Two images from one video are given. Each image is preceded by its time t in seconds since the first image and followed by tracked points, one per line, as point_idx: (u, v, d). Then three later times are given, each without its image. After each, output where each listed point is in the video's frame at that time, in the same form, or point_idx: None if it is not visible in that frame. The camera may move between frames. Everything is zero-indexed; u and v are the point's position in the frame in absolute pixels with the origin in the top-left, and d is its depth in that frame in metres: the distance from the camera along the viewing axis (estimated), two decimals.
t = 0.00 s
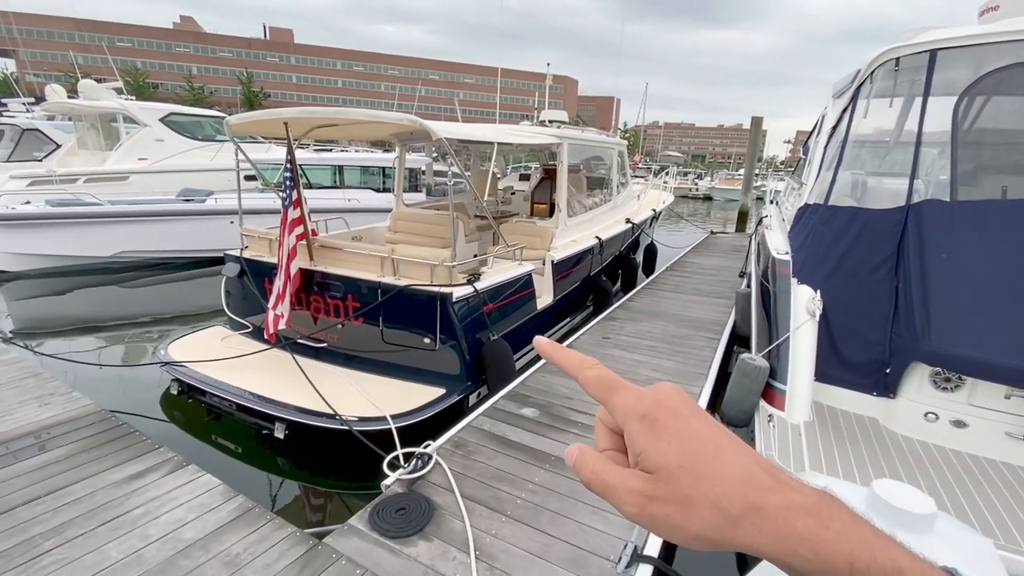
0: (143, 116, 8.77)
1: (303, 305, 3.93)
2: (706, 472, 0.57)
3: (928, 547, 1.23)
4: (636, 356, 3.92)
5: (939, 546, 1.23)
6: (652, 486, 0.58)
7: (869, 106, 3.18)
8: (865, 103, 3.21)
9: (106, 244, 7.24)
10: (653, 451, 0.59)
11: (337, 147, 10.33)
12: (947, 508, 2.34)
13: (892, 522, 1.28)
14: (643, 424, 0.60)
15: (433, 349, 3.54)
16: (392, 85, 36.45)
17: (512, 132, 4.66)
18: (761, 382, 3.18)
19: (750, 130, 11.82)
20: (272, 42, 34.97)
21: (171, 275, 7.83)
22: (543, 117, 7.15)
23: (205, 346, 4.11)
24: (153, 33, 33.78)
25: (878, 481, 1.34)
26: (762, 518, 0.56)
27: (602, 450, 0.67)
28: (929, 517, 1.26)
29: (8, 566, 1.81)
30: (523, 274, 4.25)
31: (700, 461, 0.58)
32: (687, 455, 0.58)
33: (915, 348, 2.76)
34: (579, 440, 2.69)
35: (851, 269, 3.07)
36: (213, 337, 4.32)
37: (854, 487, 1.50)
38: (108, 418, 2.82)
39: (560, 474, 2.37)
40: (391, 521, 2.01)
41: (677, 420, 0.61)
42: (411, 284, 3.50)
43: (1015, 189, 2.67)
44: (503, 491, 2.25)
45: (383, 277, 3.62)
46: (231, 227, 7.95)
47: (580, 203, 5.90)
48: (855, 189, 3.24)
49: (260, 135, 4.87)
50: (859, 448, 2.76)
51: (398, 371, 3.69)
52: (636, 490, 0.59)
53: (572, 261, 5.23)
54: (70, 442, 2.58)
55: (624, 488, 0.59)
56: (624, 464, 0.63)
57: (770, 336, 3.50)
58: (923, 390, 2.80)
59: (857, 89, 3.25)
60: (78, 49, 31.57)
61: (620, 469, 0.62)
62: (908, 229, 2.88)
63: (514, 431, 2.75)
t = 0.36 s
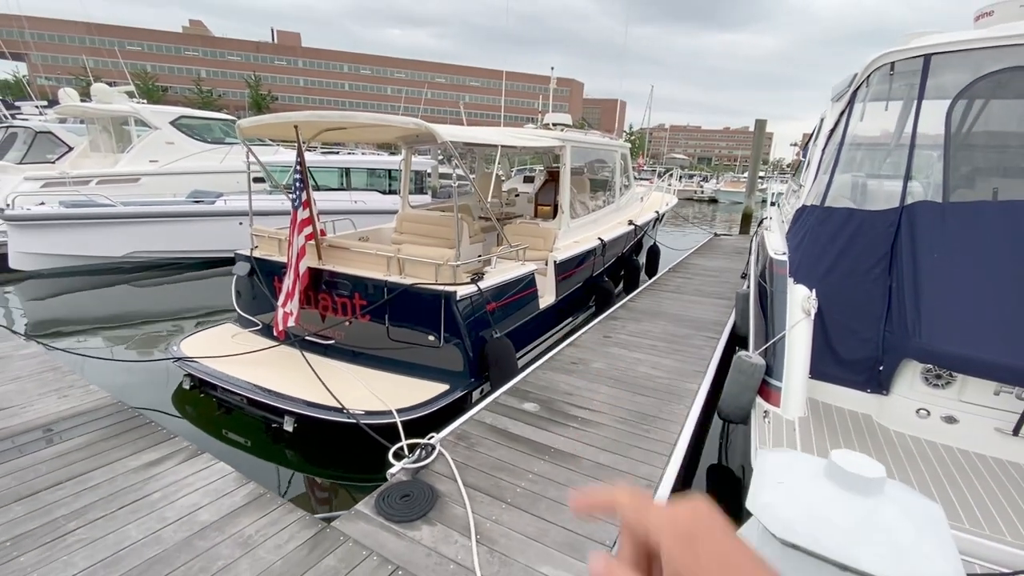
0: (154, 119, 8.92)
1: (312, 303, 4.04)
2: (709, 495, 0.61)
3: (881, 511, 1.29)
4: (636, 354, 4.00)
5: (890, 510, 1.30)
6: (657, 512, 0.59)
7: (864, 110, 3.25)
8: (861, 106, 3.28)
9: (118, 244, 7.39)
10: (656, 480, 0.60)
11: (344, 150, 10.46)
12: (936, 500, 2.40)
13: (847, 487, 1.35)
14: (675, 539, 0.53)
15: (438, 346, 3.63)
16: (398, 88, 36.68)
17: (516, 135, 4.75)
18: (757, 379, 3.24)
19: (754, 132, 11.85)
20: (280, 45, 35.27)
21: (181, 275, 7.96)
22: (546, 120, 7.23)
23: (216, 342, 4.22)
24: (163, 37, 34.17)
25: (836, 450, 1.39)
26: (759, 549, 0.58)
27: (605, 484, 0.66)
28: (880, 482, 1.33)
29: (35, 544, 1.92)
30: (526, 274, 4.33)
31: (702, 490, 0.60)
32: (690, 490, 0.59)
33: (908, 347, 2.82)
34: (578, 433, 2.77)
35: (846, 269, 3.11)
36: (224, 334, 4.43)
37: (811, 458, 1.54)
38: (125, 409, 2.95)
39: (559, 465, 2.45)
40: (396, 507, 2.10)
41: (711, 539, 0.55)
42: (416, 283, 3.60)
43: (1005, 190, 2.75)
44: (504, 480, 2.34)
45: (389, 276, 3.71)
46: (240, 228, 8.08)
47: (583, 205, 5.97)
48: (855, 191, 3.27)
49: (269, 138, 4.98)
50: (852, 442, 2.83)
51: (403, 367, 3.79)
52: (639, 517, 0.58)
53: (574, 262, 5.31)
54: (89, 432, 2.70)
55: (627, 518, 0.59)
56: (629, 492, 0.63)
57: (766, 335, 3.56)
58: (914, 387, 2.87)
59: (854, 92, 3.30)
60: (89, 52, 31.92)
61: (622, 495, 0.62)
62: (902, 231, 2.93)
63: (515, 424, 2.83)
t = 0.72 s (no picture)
0: (161, 121, 9.04)
1: (317, 301, 4.12)
2: None
3: (845, 481, 1.35)
4: (634, 352, 4.06)
5: (854, 480, 1.36)
6: None
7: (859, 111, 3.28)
8: (857, 108, 3.32)
9: (126, 244, 7.49)
10: None
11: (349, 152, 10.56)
12: (926, 493, 2.45)
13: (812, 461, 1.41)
14: None
15: (438, 343, 3.69)
16: (402, 91, 36.87)
17: (517, 136, 4.82)
18: (752, 376, 3.26)
19: (756, 135, 11.90)
20: (286, 48, 35.52)
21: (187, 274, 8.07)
22: (548, 122, 7.31)
23: (223, 339, 4.31)
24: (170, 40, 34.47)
25: (804, 427, 1.45)
26: None
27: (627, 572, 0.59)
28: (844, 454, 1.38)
29: (48, 528, 2.00)
30: (527, 274, 4.40)
31: None
32: None
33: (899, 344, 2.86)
34: (576, 427, 2.83)
35: (840, 268, 3.14)
36: (230, 331, 4.52)
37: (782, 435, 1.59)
38: (134, 402, 3.03)
39: (556, 457, 2.51)
40: (396, 496, 2.17)
41: None
42: (417, 281, 3.66)
43: (998, 190, 2.78)
44: (502, 470, 2.40)
45: (391, 274, 3.77)
46: (245, 228, 8.18)
47: (584, 206, 6.04)
48: (854, 192, 3.28)
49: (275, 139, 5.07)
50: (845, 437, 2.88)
51: (405, 364, 3.85)
52: None
53: (574, 262, 5.37)
54: (100, 423, 2.78)
55: None
56: None
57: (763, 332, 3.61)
58: (906, 384, 2.91)
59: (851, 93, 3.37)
60: (97, 55, 32.19)
61: None
62: (894, 230, 2.96)
63: (514, 418, 2.90)
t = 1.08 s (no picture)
0: (165, 123, 9.09)
1: (317, 302, 4.15)
2: None
3: (813, 474, 1.49)
4: (631, 352, 4.09)
5: (820, 473, 1.50)
6: None
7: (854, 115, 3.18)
8: (851, 111, 3.22)
9: (129, 245, 7.55)
10: None
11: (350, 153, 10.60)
12: (918, 493, 2.46)
13: (783, 454, 1.56)
14: None
15: (437, 344, 3.73)
16: (405, 92, 36.97)
17: (516, 139, 4.84)
18: (746, 377, 3.29)
19: (756, 137, 11.92)
20: (289, 50, 35.66)
21: (190, 275, 8.12)
22: (548, 124, 7.33)
23: (224, 339, 4.36)
24: (174, 42, 34.65)
25: (777, 424, 1.60)
26: None
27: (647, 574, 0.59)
28: (812, 449, 1.53)
29: (51, 523, 2.04)
30: (525, 275, 4.42)
31: None
32: None
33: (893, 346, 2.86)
34: (571, 426, 2.86)
35: (834, 271, 3.11)
36: (231, 331, 4.57)
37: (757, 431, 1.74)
38: (135, 401, 3.08)
39: (550, 456, 2.55)
40: (392, 493, 2.20)
41: None
42: (416, 282, 3.69)
43: (989, 193, 2.71)
44: (497, 469, 2.43)
45: (390, 275, 3.80)
46: (247, 229, 8.24)
47: (583, 208, 6.07)
48: (852, 194, 3.20)
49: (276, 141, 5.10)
50: (839, 437, 2.90)
51: (404, 364, 3.89)
52: None
53: (573, 263, 5.40)
54: (102, 421, 2.83)
55: None
56: None
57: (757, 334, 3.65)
58: (899, 384, 2.93)
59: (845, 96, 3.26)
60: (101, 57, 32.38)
61: None
62: (888, 233, 2.92)
63: (509, 418, 2.93)
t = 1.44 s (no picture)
0: (165, 125, 9.14)
1: (315, 302, 4.18)
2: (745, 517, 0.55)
3: (782, 469, 1.55)
4: (626, 353, 4.11)
5: (790, 469, 1.55)
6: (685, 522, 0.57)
7: (847, 117, 3.12)
8: (844, 113, 3.15)
9: (129, 247, 7.59)
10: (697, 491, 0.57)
11: (349, 155, 10.63)
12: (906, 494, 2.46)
13: (754, 449, 1.61)
14: None
15: (433, 344, 3.75)
16: (405, 94, 37.07)
17: (512, 141, 4.87)
18: (739, 377, 3.32)
19: (754, 139, 11.95)
20: (290, 53, 35.79)
21: (190, 277, 8.16)
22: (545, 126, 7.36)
23: (222, 339, 4.39)
24: (175, 44, 34.72)
25: (750, 420, 1.65)
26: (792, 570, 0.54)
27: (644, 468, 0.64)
28: (782, 444, 1.59)
29: (47, 520, 2.07)
30: (522, 276, 4.44)
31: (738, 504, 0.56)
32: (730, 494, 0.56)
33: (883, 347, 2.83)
34: (564, 426, 2.89)
35: (826, 272, 3.06)
36: (230, 331, 4.60)
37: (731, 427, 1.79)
38: (132, 400, 3.11)
39: (543, 455, 2.57)
40: (384, 492, 2.23)
41: None
42: (413, 283, 3.71)
43: (980, 195, 2.67)
44: (489, 468, 2.45)
45: (387, 276, 3.83)
46: (247, 231, 8.28)
47: (580, 209, 6.09)
48: (847, 196, 3.12)
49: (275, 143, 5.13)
50: (830, 438, 2.90)
51: (400, 364, 3.92)
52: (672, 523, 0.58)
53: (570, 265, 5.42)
54: (98, 421, 2.86)
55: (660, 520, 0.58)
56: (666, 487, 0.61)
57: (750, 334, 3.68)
58: (890, 385, 2.91)
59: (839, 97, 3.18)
60: (103, 59, 32.58)
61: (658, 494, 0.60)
62: (879, 235, 2.86)
63: (503, 417, 2.96)
